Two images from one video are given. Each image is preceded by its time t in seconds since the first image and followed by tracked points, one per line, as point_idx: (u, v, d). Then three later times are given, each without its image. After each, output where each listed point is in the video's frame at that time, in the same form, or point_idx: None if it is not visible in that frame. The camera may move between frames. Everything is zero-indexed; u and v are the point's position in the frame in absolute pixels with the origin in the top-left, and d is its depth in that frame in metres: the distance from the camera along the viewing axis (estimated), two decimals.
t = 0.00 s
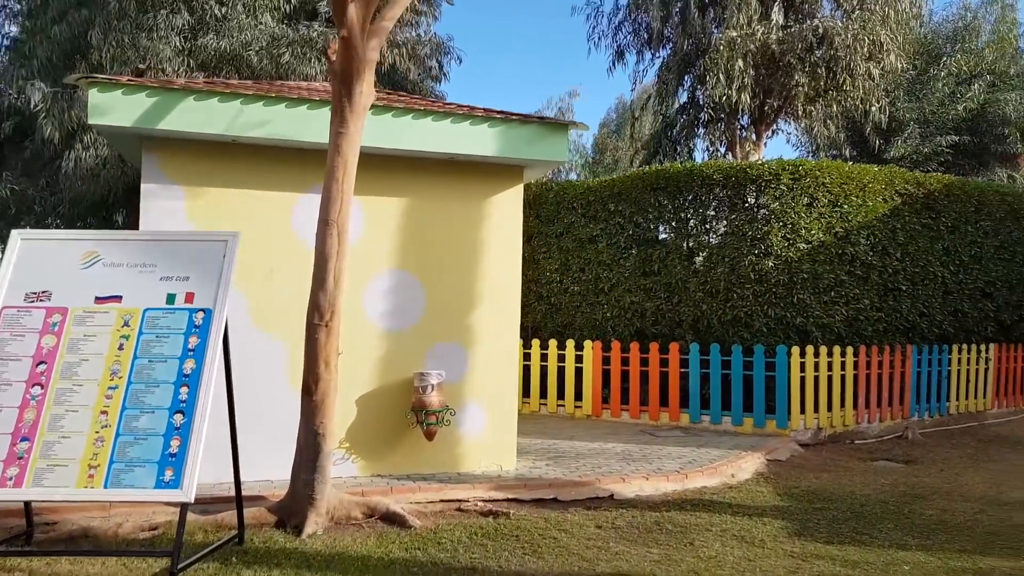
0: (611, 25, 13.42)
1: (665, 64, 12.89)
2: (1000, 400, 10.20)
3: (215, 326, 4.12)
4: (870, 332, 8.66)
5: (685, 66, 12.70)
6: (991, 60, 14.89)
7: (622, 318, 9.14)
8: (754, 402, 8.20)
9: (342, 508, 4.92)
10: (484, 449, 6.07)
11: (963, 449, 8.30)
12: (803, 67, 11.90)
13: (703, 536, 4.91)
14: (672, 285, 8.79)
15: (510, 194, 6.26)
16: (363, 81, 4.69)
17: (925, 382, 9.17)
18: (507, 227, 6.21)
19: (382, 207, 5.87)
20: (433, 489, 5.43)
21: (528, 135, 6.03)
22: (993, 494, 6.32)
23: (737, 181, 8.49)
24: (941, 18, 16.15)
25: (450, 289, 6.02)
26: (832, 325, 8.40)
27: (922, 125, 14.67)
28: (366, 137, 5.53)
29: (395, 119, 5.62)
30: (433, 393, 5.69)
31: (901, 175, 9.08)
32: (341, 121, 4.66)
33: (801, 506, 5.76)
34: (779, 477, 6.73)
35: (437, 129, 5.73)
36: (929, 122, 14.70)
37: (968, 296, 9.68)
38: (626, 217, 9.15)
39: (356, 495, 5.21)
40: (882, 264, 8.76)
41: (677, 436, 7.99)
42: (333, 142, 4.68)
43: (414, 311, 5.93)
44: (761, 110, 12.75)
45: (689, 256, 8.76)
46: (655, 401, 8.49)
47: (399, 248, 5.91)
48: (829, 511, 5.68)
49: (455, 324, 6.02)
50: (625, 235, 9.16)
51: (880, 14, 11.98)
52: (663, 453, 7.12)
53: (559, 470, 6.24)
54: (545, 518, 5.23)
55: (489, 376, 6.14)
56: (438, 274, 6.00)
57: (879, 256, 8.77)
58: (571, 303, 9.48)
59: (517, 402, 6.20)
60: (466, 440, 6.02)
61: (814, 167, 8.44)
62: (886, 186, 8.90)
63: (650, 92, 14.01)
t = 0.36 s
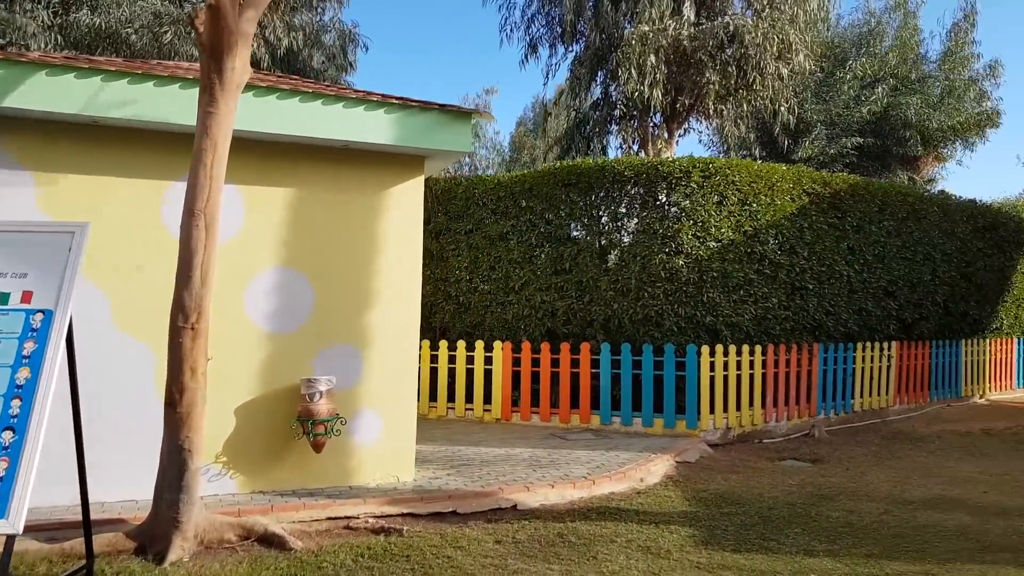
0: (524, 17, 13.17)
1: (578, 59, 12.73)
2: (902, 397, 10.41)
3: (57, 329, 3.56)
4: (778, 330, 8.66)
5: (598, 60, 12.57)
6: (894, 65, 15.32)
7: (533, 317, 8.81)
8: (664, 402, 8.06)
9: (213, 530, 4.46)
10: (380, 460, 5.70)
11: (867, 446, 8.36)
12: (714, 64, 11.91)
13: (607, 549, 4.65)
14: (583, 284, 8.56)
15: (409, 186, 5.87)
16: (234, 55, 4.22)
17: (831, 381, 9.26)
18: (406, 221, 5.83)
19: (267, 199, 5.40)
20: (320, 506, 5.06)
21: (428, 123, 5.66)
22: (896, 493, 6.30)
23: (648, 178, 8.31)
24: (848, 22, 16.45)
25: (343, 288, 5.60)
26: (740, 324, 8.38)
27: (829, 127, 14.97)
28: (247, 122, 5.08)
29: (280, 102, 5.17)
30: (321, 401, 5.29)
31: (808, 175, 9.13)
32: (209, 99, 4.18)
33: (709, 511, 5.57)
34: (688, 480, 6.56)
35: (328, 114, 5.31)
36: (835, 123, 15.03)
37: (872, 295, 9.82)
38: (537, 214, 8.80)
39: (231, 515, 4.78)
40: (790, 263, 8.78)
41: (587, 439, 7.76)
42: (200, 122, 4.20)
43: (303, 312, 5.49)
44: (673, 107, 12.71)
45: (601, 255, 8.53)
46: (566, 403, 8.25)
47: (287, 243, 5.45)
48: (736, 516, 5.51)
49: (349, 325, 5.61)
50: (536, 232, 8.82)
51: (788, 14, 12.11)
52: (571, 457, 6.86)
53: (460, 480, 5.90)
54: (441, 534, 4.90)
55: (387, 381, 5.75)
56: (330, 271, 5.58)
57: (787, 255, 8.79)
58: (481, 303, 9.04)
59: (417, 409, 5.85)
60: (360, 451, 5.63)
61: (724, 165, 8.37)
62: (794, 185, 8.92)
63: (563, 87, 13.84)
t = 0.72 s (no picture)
0: (417, 6, 12.72)
1: (472, 51, 12.38)
2: (790, 396, 10.61)
3: None
4: (672, 331, 8.59)
5: (492, 52, 12.26)
6: (784, 69, 15.71)
7: (424, 320, 8.31)
8: (560, 406, 7.81)
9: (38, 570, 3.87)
10: (243, 478, 5.22)
11: (758, 447, 8.38)
12: (609, 61, 11.85)
13: (490, 572, 4.31)
14: (476, 285, 8.15)
15: (278, 178, 5.39)
16: (56, 24, 3.59)
17: (723, 381, 9.31)
18: (273, 218, 5.36)
19: (111, 191, 4.80)
20: (172, 535, 4.52)
21: (299, 109, 5.20)
22: (788, 496, 6.25)
23: (543, 176, 7.99)
24: (741, 26, 16.72)
25: (200, 291, 5.09)
26: (635, 326, 8.24)
27: (722, 129, 15.27)
28: (85, 102, 4.47)
29: (125, 80, 4.60)
30: (174, 417, 4.77)
31: (702, 176, 9.09)
32: (26, 73, 3.56)
33: (600, 523, 5.32)
34: (581, 488, 6.31)
35: (184, 97, 4.77)
36: (728, 126, 15.31)
37: (762, 295, 9.92)
38: (429, 211, 8.27)
39: (61, 550, 4.17)
40: (684, 264, 8.73)
41: (479, 447, 7.42)
42: (14, 98, 3.57)
43: (152, 318, 4.93)
44: (570, 104, 12.59)
45: (496, 255, 8.15)
46: (458, 409, 7.87)
47: (134, 241, 4.88)
48: (629, 527, 5.28)
49: (208, 332, 5.10)
50: (427, 229, 8.28)
51: (683, 13, 12.15)
52: (460, 468, 6.50)
53: (337, 499, 5.44)
54: (310, 562, 4.46)
55: (252, 392, 5.27)
56: (186, 272, 5.05)
57: (681, 256, 8.72)
58: (368, 305, 8.43)
59: (285, 421, 5.41)
60: (221, 469, 5.14)
61: (620, 164, 8.18)
62: (688, 186, 8.87)
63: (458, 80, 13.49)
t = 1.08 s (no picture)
0: None
1: (382, 34, 11.83)
2: (705, 394, 10.54)
3: None
4: (588, 330, 8.33)
5: (401, 36, 11.75)
6: (699, 67, 15.76)
7: (325, 319, 7.75)
8: (471, 409, 7.42)
9: None
10: (108, 498, 4.63)
11: (673, 446, 8.20)
12: (523, 49, 11.54)
13: None
14: (382, 282, 7.65)
15: (150, 159, 4.79)
16: None
17: (639, 380, 9.13)
18: (144, 203, 4.76)
19: None
20: (14, 567, 3.92)
21: (172, 82, 4.63)
22: (704, 498, 6.03)
23: (454, 167, 7.57)
24: (657, 21, 16.67)
25: (54, 285, 4.46)
26: (551, 324, 7.93)
27: (638, 125, 15.23)
28: None
29: None
30: (20, 431, 4.14)
31: (618, 170, 8.85)
32: None
33: (509, 536, 4.95)
34: (491, 497, 5.93)
35: (30, 64, 4.15)
36: (644, 122, 15.28)
37: (678, 292, 9.78)
38: (330, 201, 7.72)
39: None
40: (601, 260, 8.47)
41: (383, 454, 6.95)
42: None
43: None
44: (483, 94, 12.27)
45: (403, 249, 7.67)
46: (362, 413, 7.37)
47: None
48: (539, 538, 4.92)
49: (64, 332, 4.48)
50: (328, 221, 7.72)
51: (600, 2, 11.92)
52: (359, 480, 6.02)
53: (218, 518, 4.90)
54: None
55: (117, 399, 4.66)
56: (35, 265, 4.42)
57: (598, 252, 8.46)
58: (264, 303, 7.81)
59: (158, 431, 4.83)
60: (80, 489, 4.53)
61: (534, 156, 7.84)
62: (604, 179, 8.62)
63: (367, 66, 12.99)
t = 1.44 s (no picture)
0: None
1: (273, 12, 11.10)
2: (613, 394, 10.36)
3: None
4: (495, 330, 7.96)
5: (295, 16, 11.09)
6: (608, 63, 15.65)
7: (206, 320, 7.08)
8: (367, 416, 6.93)
9: None
10: None
11: (582, 449, 7.92)
12: (425, 33, 11.09)
13: None
14: (270, 279, 7.03)
15: None
16: None
17: (547, 380, 8.84)
18: None
19: None
20: None
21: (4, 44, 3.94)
22: (613, 505, 5.74)
23: (349, 155, 7.04)
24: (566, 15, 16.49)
25: None
26: (455, 324, 7.51)
27: (547, 120, 15.00)
28: None
29: None
30: None
31: (527, 164, 8.50)
32: None
33: (404, 558, 4.51)
34: (386, 513, 5.47)
35: None
36: (553, 117, 15.09)
37: (587, 291, 9.53)
38: (211, 191, 7.05)
39: None
40: (508, 257, 8.11)
41: (270, 467, 6.38)
42: None
43: None
44: (384, 80, 11.80)
45: (293, 244, 7.08)
46: (247, 423, 6.79)
47: None
48: (437, 559, 4.50)
49: None
50: (209, 213, 7.05)
51: None
52: (238, 500, 5.42)
53: (64, 551, 4.26)
54: None
55: None
56: None
57: (505, 248, 8.09)
58: (135, 302, 7.06)
59: None
60: None
61: (437, 146, 7.40)
62: (511, 172, 8.26)
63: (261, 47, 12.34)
